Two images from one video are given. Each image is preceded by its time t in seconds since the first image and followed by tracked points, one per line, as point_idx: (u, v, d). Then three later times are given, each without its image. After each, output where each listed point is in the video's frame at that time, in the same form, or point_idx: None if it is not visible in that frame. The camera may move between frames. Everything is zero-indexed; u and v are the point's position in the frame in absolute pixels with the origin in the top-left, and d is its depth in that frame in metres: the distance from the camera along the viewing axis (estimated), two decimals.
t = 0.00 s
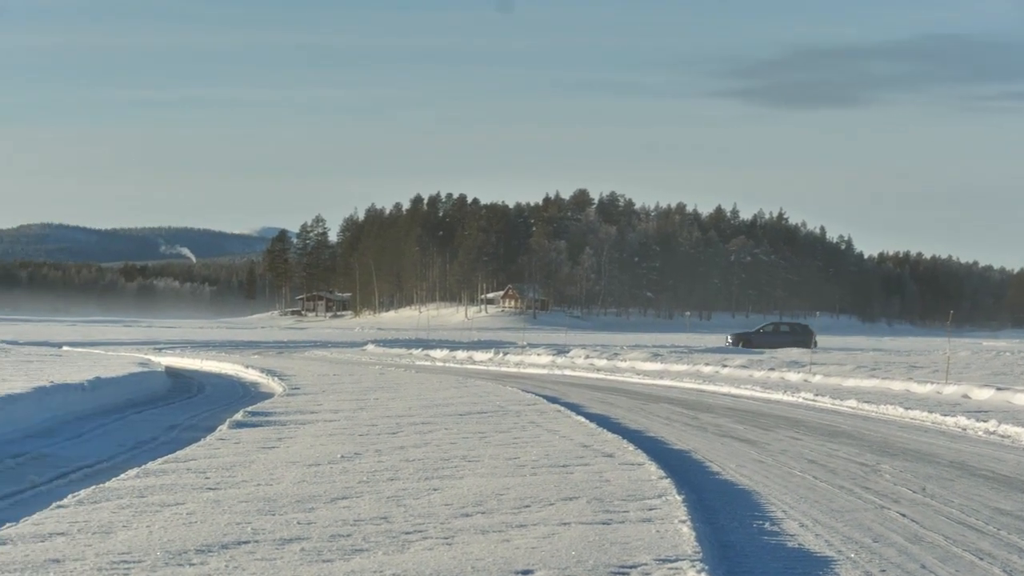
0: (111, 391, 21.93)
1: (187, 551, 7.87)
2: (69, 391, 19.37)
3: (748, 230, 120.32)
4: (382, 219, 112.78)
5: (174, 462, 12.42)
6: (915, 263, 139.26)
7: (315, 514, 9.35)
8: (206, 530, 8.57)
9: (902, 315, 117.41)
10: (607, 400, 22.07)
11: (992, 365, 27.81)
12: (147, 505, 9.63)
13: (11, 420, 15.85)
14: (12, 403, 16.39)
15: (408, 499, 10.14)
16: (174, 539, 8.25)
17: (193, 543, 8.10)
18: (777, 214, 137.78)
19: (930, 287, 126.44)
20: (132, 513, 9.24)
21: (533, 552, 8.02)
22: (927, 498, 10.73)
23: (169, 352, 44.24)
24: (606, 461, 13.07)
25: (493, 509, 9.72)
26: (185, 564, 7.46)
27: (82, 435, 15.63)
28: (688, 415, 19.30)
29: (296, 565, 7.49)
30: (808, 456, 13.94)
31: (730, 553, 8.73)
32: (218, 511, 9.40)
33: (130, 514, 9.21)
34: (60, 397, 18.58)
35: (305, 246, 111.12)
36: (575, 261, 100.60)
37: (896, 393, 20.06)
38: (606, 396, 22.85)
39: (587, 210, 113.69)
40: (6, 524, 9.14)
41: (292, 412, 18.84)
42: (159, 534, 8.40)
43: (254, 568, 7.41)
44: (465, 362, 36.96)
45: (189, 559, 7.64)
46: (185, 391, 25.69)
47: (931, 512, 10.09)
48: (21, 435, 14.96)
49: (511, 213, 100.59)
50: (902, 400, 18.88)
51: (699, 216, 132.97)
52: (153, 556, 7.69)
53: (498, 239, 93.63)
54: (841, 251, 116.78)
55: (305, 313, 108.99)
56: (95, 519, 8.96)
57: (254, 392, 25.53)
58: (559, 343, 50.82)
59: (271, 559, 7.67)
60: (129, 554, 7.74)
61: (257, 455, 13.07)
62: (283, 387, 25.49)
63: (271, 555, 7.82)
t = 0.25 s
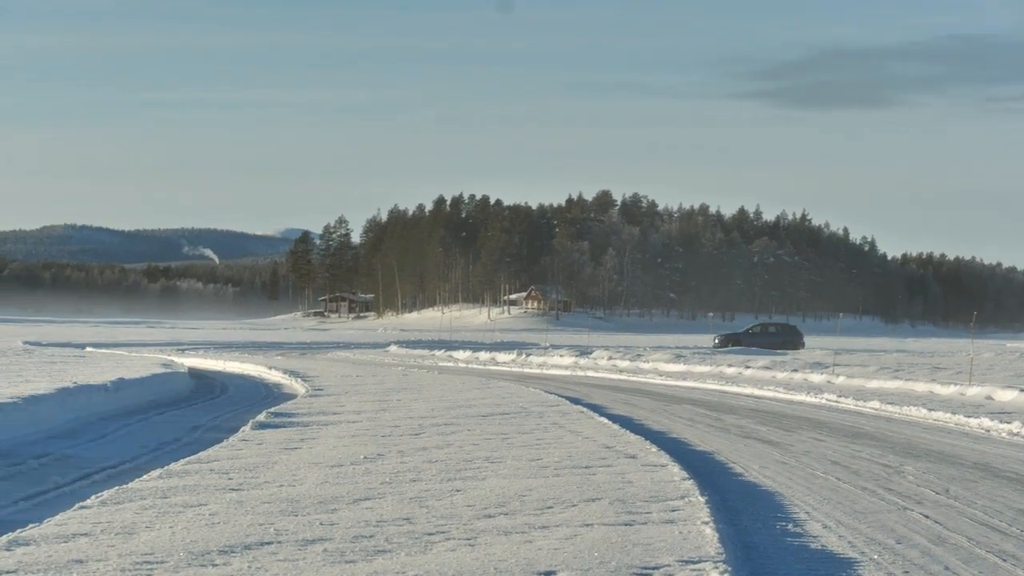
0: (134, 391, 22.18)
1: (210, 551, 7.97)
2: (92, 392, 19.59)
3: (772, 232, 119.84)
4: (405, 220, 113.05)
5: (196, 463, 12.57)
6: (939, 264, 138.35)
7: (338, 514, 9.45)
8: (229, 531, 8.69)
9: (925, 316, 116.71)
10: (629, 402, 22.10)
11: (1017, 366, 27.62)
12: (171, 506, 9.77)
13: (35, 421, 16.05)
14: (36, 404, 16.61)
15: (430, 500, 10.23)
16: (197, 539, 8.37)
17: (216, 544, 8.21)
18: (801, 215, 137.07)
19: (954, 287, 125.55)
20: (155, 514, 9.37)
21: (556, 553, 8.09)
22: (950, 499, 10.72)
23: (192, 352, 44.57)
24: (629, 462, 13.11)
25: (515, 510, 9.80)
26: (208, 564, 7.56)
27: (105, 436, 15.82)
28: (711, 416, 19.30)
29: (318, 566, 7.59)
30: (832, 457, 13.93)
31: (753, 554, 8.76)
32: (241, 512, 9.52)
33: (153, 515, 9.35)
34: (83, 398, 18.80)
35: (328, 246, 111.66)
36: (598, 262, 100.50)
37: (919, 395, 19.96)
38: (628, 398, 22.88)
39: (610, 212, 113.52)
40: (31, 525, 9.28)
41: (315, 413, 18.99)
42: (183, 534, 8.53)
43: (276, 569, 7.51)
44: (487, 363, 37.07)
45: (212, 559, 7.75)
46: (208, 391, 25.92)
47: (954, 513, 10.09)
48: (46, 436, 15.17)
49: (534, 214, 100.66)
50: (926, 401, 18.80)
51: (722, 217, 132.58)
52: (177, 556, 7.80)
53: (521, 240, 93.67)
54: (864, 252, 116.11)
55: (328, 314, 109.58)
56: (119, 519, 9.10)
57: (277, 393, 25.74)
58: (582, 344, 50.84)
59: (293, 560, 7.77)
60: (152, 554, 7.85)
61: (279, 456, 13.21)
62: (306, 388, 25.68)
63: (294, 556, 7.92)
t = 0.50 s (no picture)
0: (156, 392, 22.40)
1: (231, 552, 8.07)
2: (115, 392, 19.80)
3: (793, 233, 119.56)
4: (426, 220, 113.49)
5: (218, 463, 12.70)
6: (961, 266, 137.62)
7: (359, 515, 9.55)
8: (250, 532, 8.79)
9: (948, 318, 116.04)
10: (650, 402, 22.15)
11: None
12: (193, 506, 9.89)
13: (58, 422, 16.24)
14: (59, 405, 16.83)
15: (452, 500, 10.33)
16: (218, 540, 8.48)
17: (237, 544, 8.31)
18: (822, 217, 136.73)
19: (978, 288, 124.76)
20: (176, 514, 9.49)
21: (576, 554, 8.16)
22: (970, 501, 10.71)
23: (213, 353, 44.96)
24: (650, 463, 13.18)
25: (536, 511, 9.88)
26: (229, 565, 7.66)
27: (127, 436, 16.00)
28: (733, 417, 19.31)
29: (340, 566, 7.68)
30: (853, 458, 13.92)
31: (774, 554, 8.81)
32: (262, 512, 9.64)
33: (175, 515, 9.46)
34: (105, 398, 19.00)
35: (349, 247, 112.27)
36: (619, 263, 100.42)
37: (941, 396, 19.89)
38: (649, 398, 22.93)
39: (631, 212, 113.56)
40: (54, 524, 9.42)
41: (336, 413, 19.18)
42: (204, 535, 8.63)
43: (297, 569, 7.59)
44: (508, 363, 37.19)
45: (232, 560, 7.83)
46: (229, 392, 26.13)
47: (975, 514, 10.09)
48: (68, 437, 15.34)
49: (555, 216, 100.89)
50: (949, 402, 18.74)
51: (743, 218, 132.30)
52: (197, 557, 7.88)
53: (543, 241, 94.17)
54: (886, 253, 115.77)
55: (349, 314, 110.14)
56: (141, 520, 9.21)
57: (298, 393, 25.92)
58: (603, 345, 50.91)
59: (315, 560, 7.87)
60: (173, 555, 7.96)
61: (300, 455, 13.38)
62: (328, 388, 25.84)
63: (315, 556, 8.01)
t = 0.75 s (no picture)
0: (184, 392, 22.64)
1: (259, 551, 8.18)
2: (142, 392, 20.01)
3: (821, 233, 118.87)
4: (453, 221, 113.77)
5: (244, 463, 12.84)
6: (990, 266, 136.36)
7: (386, 515, 9.66)
8: (277, 532, 8.90)
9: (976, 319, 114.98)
10: (677, 402, 22.17)
11: None
12: (219, 507, 10.02)
13: (86, 423, 16.45)
14: (87, 404, 17.06)
15: (478, 500, 10.43)
16: (246, 540, 8.58)
17: (264, 545, 8.41)
18: (850, 217, 135.87)
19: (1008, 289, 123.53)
20: (203, 515, 9.61)
21: (603, 554, 8.23)
22: (999, 501, 10.68)
23: (241, 353, 45.35)
24: (677, 463, 13.22)
25: (563, 511, 9.96)
26: (257, 564, 7.75)
27: (153, 436, 16.19)
28: (759, 417, 19.30)
29: (367, 566, 7.77)
30: (880, 458, 13.90)
31: (802, 555, 8.84)
32: (289, 512, 9.76)
33: (202, 515, 9.57)
34: (133, 399, 19.22)
35: (376, 247, 112.72)
36: (646, 263, 100.13)
37: (969, 396, 19.79)
38: (676, 399, 22.95)
39: (658, 213, 113.25)
40: (83, 523, 9.56)
41: (363, 413, 19.35)
42: (232, 534, 8.75)
43: (324, 569, 7.68)
44: (535, 364, 37.27)
45: (260, 559, 7.93)
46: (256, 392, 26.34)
47: (1004, 515, 10.06)
48: (95, 437, 15.54)
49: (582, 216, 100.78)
50: (978, 402, 18.64)
51: (770, 218, 131.71)
52: (225, 556, 7.99)
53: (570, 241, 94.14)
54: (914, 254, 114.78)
55: (376, 314, 110.53)
56: (169, 520, 9.33)
57: (325, 393, 26.10)
58: (630, 345, 50.91)
59: (341, 560, 7.95)
60: (202, 554, 8.06)
61: (328, 455, 13.55)
62: (354, 388, 26.01)
63: (342, 555, 8.10)
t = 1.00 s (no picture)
0: (209, 391, 22.86)
1: (284, 550, 8.29)
2: (167, 392, 20.22)
3: (846, 233, 118.10)
4: (479, 220, 113.80)
5: (269, 463, 12.97)
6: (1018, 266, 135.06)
7: (412, 515, 9.78)
8: (303, 531, 9.02)
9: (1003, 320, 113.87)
10: (703, 402, 22.18)
11: None
12: (245, 506, 10.16)
13: (111, 422, 16.66)
14: (112, 404, 17.27)
15: (504, 499, 10.54)
16: (271, 540, 8.70)
17: (289, 544, 8.52)
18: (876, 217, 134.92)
19: None
20: (228, 515, 9.72)
21: (628, 554, 8.32)
22: None
23: (267, 353, 45.69)
24: (702, 463, 13.27)
25: (588, 511, 10.05)
26: (283, 564, 7.86)
27: (179, 437, 16.35)
28: (784, 417, 19.30)
29: (391, 566, 7.87)
30: (907, 458, 13.88)
31: (828, 555, 8.89)
32: (315, 512, 9.89)
33: (227, 515, 9.68)
34: (158, 398, 19.43)
35: (402, 246, 112.91)
36: (671, 263, 99.61)
37: (996, 396, 19.70)
38: (701, 398, 22.96)
39: (683, 212, 112.77)
40: (109, 522, 9.66)
41: (388, 413, 19.52)
42: (258, 534, 8.87)
43: (349, 568, 7.77)
44: (560, 363, 37.33)
45: (286, 559, 8.04)
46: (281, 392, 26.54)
47: None
48: (122, 437, 15.72)
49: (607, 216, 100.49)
50: (1006, 402, 18.55)
51: (796, 218, 130.98)
52: (251, 556, 8.10)
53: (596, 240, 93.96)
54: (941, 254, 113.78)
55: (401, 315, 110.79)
56: (195, 519, 9.45)
57: (350, 393, 26.28)
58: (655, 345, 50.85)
59: (366, 559, 8.06)
60: (228, 553, 8.17)
61: (353, 455, 13.70)
62: (379, 389, 26.17)
63: (368, 555, 8.20)
